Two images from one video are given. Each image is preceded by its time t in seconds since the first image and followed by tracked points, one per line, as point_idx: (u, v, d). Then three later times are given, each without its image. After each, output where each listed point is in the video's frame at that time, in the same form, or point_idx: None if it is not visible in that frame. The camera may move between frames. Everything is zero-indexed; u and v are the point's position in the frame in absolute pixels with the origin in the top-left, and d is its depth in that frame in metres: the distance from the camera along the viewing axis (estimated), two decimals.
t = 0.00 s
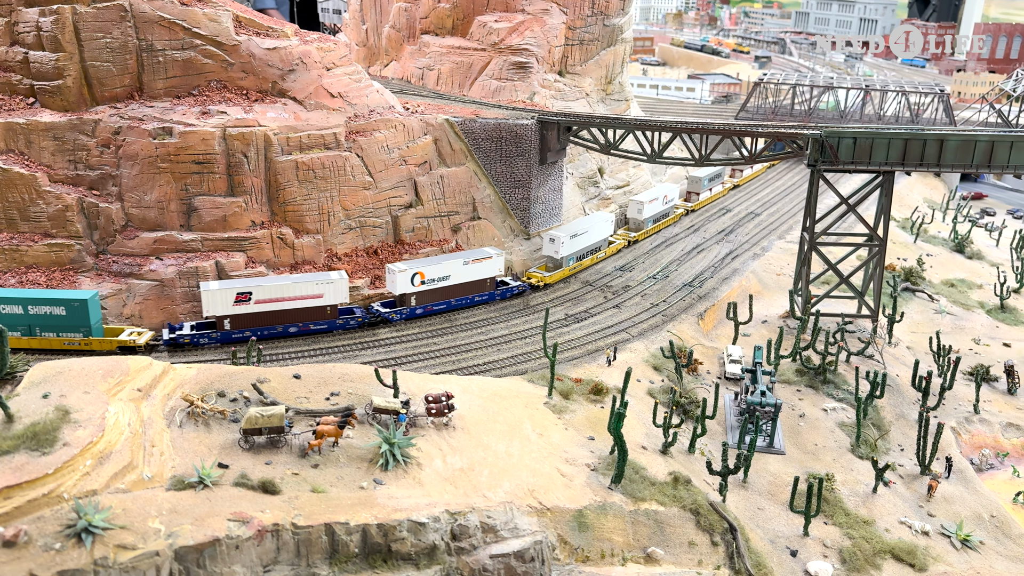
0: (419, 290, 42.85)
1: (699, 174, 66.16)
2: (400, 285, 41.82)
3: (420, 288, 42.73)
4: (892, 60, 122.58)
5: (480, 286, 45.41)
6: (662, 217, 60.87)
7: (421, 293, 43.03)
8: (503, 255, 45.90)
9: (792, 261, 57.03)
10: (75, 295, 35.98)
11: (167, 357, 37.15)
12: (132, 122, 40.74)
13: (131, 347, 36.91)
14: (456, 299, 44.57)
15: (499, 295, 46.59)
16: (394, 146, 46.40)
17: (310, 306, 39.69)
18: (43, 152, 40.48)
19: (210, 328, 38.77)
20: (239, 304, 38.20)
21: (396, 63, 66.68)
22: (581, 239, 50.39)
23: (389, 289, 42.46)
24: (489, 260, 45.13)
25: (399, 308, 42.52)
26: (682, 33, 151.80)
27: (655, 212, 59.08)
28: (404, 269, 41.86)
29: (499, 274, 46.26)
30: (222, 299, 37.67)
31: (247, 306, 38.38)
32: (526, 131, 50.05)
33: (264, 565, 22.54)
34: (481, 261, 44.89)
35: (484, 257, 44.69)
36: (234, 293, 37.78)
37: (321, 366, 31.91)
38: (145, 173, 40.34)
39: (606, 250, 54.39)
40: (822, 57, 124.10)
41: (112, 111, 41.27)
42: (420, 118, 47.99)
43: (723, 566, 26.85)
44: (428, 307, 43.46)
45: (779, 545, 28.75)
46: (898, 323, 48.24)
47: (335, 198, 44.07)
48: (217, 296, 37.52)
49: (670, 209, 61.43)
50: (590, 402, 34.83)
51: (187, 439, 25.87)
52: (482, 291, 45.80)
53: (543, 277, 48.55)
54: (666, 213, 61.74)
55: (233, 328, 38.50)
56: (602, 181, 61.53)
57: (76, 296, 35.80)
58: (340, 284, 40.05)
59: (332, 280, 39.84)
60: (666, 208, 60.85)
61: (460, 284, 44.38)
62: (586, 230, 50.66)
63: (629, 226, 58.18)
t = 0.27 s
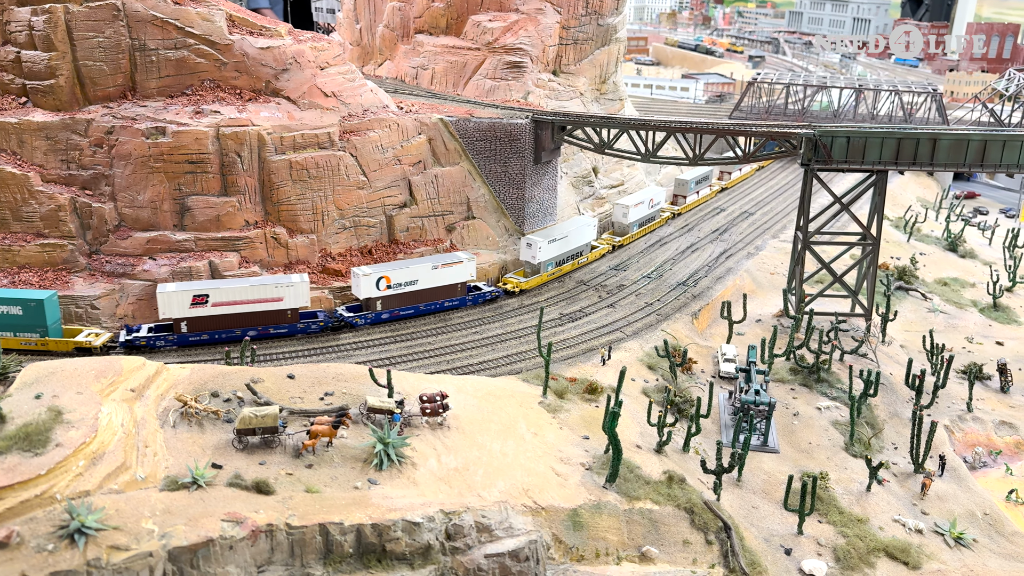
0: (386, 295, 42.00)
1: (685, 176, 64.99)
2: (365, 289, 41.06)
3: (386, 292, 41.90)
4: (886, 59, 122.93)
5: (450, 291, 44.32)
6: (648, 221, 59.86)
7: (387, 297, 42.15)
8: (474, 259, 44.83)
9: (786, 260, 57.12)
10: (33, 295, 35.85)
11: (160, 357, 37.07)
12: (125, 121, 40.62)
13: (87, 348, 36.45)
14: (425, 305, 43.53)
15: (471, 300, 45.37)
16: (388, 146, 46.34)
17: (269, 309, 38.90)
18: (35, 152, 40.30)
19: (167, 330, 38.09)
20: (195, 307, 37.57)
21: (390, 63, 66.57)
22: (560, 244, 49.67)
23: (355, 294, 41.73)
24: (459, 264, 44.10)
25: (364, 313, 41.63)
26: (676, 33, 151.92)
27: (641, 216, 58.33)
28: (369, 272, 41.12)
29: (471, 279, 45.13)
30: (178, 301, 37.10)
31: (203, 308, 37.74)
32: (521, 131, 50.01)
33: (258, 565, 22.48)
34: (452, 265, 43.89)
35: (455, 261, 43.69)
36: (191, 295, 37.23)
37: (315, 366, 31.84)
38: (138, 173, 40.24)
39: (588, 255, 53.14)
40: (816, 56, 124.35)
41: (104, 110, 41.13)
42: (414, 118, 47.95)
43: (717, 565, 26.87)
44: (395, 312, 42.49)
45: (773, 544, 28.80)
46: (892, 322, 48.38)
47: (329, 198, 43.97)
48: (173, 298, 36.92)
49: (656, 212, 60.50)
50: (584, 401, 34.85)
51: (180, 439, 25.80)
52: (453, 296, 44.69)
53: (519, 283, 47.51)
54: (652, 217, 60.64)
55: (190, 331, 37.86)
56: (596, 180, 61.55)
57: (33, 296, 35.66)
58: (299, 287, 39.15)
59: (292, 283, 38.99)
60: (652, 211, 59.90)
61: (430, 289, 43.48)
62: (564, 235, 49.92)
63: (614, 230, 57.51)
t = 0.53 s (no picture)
0: (349, 300, 40.83)
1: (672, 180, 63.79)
2: (327, 295, 39.94)
3: (350, 298, 40.73)
4: (879, 60, 123.42)
5: (418, 296, 43.18)
6: (633, 226, 58.59)
7: (352, 302, 41.05)
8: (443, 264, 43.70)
9: (779, 259, 57.23)
10: None
11: (154, 358, 37.00)
12: (118, 122, 40.50)
13: (43, 350, 35.77)
14: (391, 310, 42.51)
15: (441, 306, 44.25)
16: (382, 146, 46.29)
17: (227, 313, 38.12)
18: (28, 152, 40.13)
19: (124, 333, 37.42)
20: (152, 310, 36.71)
21: (384, 63, 66.51)
22: (537, 250, 48.42)
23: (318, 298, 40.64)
24: (428, 269, 42.92)
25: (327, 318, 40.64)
26: (670, 33, 152.13)
27: (626, 220, 56.94)
28: (332, 277, 40.02)
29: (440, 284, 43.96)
30: (134, 304, 36.18)
31: (160, 311, 36.92)
32: (515, 131, 49.96)
33: (253, 567, 22.41)
34: (420, 270, 42.79)
35: (423, 266, 42.56)
36: (146, 298, 36.27)
37: (309, 366, 31.80)
38: (131, 173, 40.14)
39: (569, 260, 51.90)
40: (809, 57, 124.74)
41: (98, 111, 41.01)
42: (408, 118, 47.95)
43: (712, 564, 26.90)
44: (358, 318, 41.41)
45: (768, 543, 28.86)
46: (885, 321, 48.53)
47: (323, 198, 43.91)
48: (129, 300, 36.02)
49: (641, 216, 59.47)
50: (579, 401, 34.87)
51: (174, 440, 25.74)
52: (422, 302, 43.58)
53: (494, 290, 46.40)
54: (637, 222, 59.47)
55: (146, 334, 37.13)
56: (591, 180, 61.61)
57: None
58: (259, 291, 38.42)
59: (251, 288, 38.23)
60: (637, 216, 58.62)
61: (396, 294, 42.31)
62: (542, 240, 48.67)
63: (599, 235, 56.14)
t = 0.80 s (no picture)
0: (313, 305, 40.08)
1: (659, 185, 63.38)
2: (290, 299, 39.24)
3: (314, 303, 39.98)
4: (873, 60, 123.85)
5: (387, 302, 42.12)
6: (619, 231, 57.86)
7: (315, 307, 40.21)
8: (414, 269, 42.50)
9: (774, 260, 57.35)
10: None
11: (148, 360, 36.95)
12: (113, 123, 40.40)
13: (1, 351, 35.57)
14: (358, 316, 41.50)
15: (410, 312, 43.24)
16: (377, 147, 46.26)
17: (185, 318, 37.41)
18: (21, 154, 40.00)
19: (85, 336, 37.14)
20: (109, 312, 36.34)
21: (379, 64, 66.51)
22: (514, 256, 47.14)
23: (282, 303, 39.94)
24: (396, 275, 41.86)
25: (291, 324, 39.81)
26: (664, 34, 152.35)
27: (611, 226, 56.37)
28: (295, 281, 39.27)
29: (410, 290, 42.85)
30: (90, 307, 35.87)
31: (116, 314, 36.48)
32: (510, 132, 49.88)
33: (249, 569, 22.37)
34: (388, 276, 41.68)
35: (391, 272, 41.44)
36: (103, 301, 35.93)
37: (304, 368, 31.76)
38: (125, 175, 40.06)
39: (550, 267, 50.73)
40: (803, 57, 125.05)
41: (92, 112, 40.90)
42: (403, 119, 47.94)
43: (708, 564, 26.93)
44: (323, 323, 40.58)
45: (763, 543, 28.91)
46: (879, 322, 48.69)
47: (318, 200, 43.87)
48: (86, 303, 35.72)
49: (627, 222, 58.46)
50: (575, 402, 34.90)
51: (169, 442, 25.69)
52: (391, 308, 42.53)
53: (466, 296, 45.56)
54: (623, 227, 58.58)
55: (104, 337, 36.72)
56: (586, 181, 61.67)
57: None
58: (218, 295, 37.57)
59: (210, 292, 37.36)
60: (623, 221, 58.00)
61: (363, 299, 41.34)
62: (520, 246, 47.46)
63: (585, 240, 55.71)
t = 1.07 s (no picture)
0: (277, 310, 39.24)
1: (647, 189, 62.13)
2: (251, 304, 38.51)
3: (277, 308, 39.15)
4: (867, 61, 124.24)
5: (353, 308, 41.18)
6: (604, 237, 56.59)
7: (279, 313, 39.38)
8: (382, 275, 41.67)
9: (770, 260, 57.45)
10: None
11: (144, 362, 36.89)
12: (107, 125, 40.30)
13: None
14: (323, 322, 40.63)
15: (379, 319, 42.13)
16: (373, 148, 46.25)
17: (144, 322, 36.83)
18: (16, 156, 39.94)
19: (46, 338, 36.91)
20: (69, 315, 36.04)
21: (374, 66, 66.49)
22: (489, 263, 46.18)
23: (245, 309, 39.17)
24: (363, 281, 41.04)
25: (253, 329, 39.08)
26: (659, 35, 152.58)
27: (596, 231, 55.22)
28: (257, 286, 38.50)
29: (378, 296, 41.92)
30: (49, 309, 35.64)
31: (76, 317, 36.14)
32: (505, 133, 50.03)
33: (244, 571, 22.33)
34: (355, 281, 40.82)
35: (358, 277, 40.65)
36: (62, 303, 35.68)
37: (300, 370, 31.71)
38: (120, 176, 39.97)
39: (530, 273, 49.51)
40: (798, 58, 125.35)
41: (86, 114, 40.82)
42: (398, 120, 47.94)
43: (704, 565, 26.95)
44: (287, 329, 39.71)
45: (759, 543, 28.93)
46: (874, 322, 48.82)
47: (314, 201, 43.83)
48: (45, 305, 35.49)
49: (613, 228, 57.39)
50: (571, 403, 34.91)
51: (164, 444, 25.63)
52: (358, 314, 41.56)
53: (438, 303, 44.29)
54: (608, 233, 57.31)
55: (64, 340, 36.43)
56: (581, 182, 61.71)
57: None
58: (177, 300, 36.89)
59: (169, 296, 36.72)
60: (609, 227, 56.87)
61: (328, 305, 40.45)
62: (497, 253, 46.47)
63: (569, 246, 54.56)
